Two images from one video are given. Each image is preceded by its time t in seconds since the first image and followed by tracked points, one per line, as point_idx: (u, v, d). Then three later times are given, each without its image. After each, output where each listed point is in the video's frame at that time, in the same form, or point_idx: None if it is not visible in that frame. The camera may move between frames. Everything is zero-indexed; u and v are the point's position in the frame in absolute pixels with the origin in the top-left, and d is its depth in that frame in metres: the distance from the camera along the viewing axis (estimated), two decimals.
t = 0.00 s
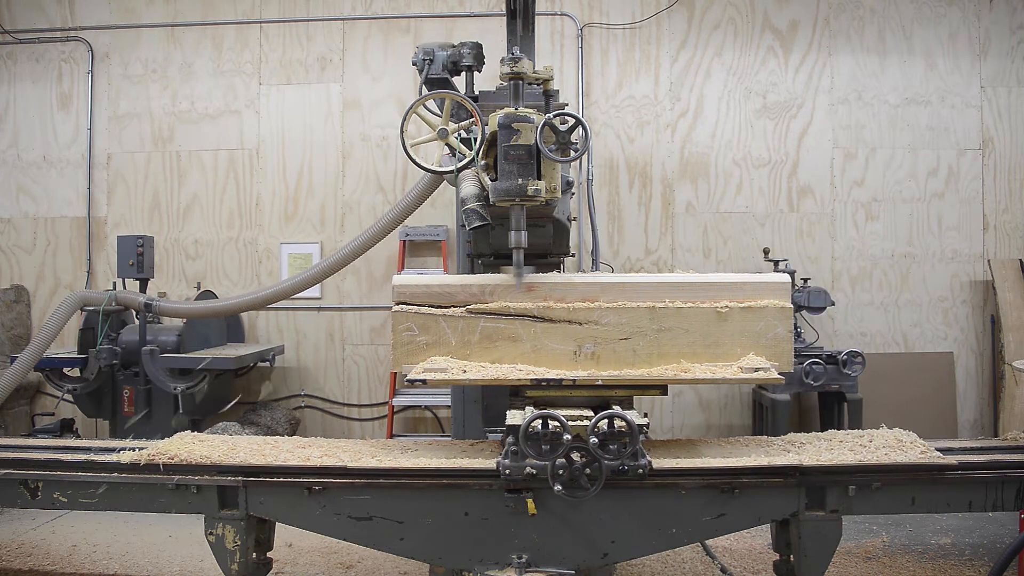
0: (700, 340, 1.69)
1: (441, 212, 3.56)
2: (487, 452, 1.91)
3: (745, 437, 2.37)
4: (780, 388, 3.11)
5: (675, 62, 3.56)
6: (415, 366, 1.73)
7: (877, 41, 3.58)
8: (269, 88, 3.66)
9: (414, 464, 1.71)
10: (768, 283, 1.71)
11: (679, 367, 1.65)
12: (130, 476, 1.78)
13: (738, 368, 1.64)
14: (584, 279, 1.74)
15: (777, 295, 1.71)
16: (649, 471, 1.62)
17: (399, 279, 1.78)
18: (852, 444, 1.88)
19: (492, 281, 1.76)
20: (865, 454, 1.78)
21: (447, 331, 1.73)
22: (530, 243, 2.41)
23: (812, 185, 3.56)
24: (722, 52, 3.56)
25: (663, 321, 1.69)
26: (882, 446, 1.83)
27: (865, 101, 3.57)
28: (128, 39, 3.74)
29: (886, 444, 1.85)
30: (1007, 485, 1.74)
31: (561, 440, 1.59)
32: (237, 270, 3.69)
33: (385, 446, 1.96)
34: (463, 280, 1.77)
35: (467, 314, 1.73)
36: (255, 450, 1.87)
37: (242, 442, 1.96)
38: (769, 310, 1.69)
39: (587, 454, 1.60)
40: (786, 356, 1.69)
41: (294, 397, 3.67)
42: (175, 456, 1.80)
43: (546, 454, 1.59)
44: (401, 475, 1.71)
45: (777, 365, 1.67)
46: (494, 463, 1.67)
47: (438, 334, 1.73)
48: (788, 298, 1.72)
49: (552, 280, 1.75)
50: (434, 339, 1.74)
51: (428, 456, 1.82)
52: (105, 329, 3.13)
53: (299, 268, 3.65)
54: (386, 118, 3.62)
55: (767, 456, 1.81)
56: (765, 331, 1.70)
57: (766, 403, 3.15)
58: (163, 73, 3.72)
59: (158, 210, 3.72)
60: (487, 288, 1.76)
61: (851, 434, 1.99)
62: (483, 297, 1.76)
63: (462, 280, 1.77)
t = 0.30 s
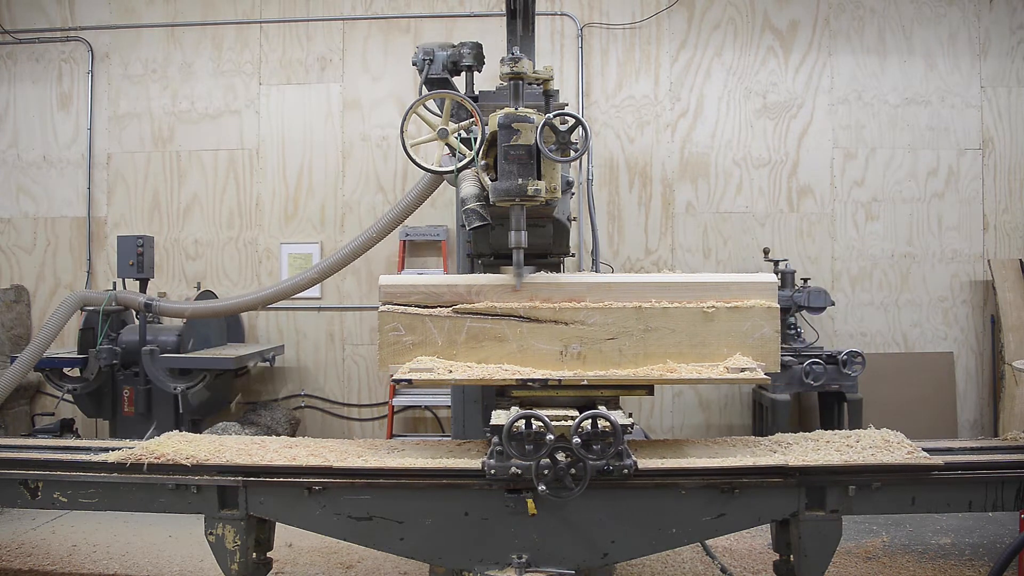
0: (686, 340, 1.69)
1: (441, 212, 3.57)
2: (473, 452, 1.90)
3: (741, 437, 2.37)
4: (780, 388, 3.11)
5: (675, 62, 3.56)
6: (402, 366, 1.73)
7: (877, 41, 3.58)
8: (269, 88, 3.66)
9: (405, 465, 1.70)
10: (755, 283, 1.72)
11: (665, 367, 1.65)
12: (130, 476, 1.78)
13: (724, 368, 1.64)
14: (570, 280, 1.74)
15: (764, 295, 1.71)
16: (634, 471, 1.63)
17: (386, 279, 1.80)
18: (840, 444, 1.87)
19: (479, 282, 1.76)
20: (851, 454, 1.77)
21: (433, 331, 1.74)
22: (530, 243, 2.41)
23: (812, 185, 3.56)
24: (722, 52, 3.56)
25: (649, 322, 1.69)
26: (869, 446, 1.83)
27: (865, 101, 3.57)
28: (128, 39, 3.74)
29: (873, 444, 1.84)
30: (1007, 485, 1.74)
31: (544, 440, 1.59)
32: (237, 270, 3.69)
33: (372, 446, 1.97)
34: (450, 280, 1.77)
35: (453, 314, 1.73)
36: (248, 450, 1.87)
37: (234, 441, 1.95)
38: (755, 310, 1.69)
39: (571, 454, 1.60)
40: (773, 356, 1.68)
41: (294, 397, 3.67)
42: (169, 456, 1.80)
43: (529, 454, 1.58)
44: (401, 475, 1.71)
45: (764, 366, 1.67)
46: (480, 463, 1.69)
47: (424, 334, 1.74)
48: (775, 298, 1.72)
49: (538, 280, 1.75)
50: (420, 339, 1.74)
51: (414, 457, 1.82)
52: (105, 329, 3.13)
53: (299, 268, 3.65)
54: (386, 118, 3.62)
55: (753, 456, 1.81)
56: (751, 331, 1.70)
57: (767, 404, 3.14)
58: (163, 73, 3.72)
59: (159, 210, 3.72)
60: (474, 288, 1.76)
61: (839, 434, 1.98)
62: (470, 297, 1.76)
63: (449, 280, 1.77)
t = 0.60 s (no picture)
0: (673, 340, 1.69)
1: (441, 212, 3.57)
2: (459, 452, 1.90)
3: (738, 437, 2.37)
4: (780, 388, 3.10)
5: (675, 62, 3.56)
6: (388, 366, 1.73)
7: (877, 41, 3.58)
8: (269, 88, 3.66)
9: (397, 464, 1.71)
10: (741, 283, 1.72)
11: (651, 368, 1.65)
12: (131, 475, 1.78)
13: (710, 368, 1.64)
14: (557, 280, 1.74)
15: (750, 295, 1.71)
16: (620, 471, 1.65)
17: (373, 279, 1.79)
18: (826, 445, 1.87)
19: (466, 282, 1.76)
20: (836, 454, 1.77)
21: (420, 331, 1.73)
22: (529, 243, 2.40)
23: (812, 185, 3.56)
24: (722, 52, 3.56)
25: (635, 322, 1.70)
26: (855, 446, 1.82)
27: (865, 101, 3.57)
28: (128, 39, 3.74)
29: (860, 444, 1.84)
30: (1007, 485, 1.74)
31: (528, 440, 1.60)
32: (237, 270, 3.69)
33: (360, 446, 1.97)
34: (436, 280, 1.77)
35: (439, 314, 1.73)
36: (241, 450, 1.87)
37: (226, 442, 1.95)
38: (741, 310, 1.69)
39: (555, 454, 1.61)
40: (759, 356, 1.68)
41: (295, 397, 3.67)
42: (162, 456, 1.80)
43: (514, 454, 1.59)
44: (401, 475, 1.71)
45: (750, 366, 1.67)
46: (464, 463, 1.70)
47: (411, 334, 1.73)
48: (761, 298, 1.72)
49: (525, 281, 1.75)
50: (406, 339, 1.74)
51: (402, 457, 1.82)
52: (105, 329, 3.13)
53: (299, 268, 3.65)
54: (386, 118, 3.62)
55: (740, 456, 1.81)
56: (738, 331, 1.70)
57: (767, 404, 3.14)
58: (163, 73, 3.72)
59: (158, 210, 3.72)
60: (460, 288, 1.76)
61: (825, 435, 1.97)
62: (456, 297, 1.76)
63: (435, 281, 1.77)
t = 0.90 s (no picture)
0: (659, 340, 1.69)
1: (441, 212, 3.57)
2: (446, 451, 1.90)
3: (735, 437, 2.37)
4: (780, 388, 3.11)
5: (675, 62, 3.56)
6: (374, 366, 1.73)
7: (877, 41, 3.58)
8: (269, 88, 3.66)
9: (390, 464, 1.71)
10: (728, 283, 1.72)
11: (637, 368, 1.66)
12: (131, 475, 1.78)
13: (696, 368, 1.64)
14: (543, 279, 1.74)
15: (737, 295, 1.71)
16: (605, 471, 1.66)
17: (359, 279, 1.79)
18: (812, 445, 1.86)
19: (452, 282, 1.76)
20: (823, 455, 1.76)
21: (406, 331, 1.73)
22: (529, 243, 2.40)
23: (812, 185, 3.56)
24: (722, 52, 3.56)
25: (621, 322, 1.70)
26: (842, 447, 1.82)
27: (865, 101, 3.57)
28: (128, 39, 3.74)
29: (847, 444, 1.84)
30: (1007, 485, 1.74)
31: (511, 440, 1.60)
32: (237, 269, 3.69)
33: (347, 446, 1.96)
34: (422, 281, 1.77)
35: (426, 314, 1.73)
36: (232, 450, 1.87)
37: (217, 442, 1.95)
38: (728, 310, 1.69)
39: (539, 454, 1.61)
40: (745, 356, 1.68)
41: (294, 397, 3.67)
42: (152, 456, 1.80)
43: (497, 454, 1.59)
44: (401, 475, 1.71)
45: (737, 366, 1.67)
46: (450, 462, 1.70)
47: (397, 334, 1.73)
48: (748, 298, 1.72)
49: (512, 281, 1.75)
50: (392, 339, 1.74)
51: (386, 457, 1.82)
52: (105, 329, 3.13)
53: (299, 268, 3.65)
54: (386, 118, 3.62)
55: (726, 456, 1.80)
56: (725, 331, 1.70)
57: (767, 404, 3.13)
58: (163, 73, 3.72)
59: (158, 210, 3.72)
60: (446, 288, 1.76)
61: (813, 435, 1.97)
62: (442, 297, 1.76)
63: (422, 281, 1.77)
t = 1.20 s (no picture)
0: (644, 340, 1.69)
1: (441, 212, 3.57)
2: (432, 451, 1.90)
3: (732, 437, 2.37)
4: (780, 388, 3.10)
5: (675, 62, 3.57)
6: (360, 366, 1.73)
7: (877, 41, 3.58)
8: (269, 88, 3.66)
9: (381, 464, 1.72)
10: (715, 283, 1.71)
11: (622, 368, 1.66)
12: (131, 475, 1.78)
13: (682, 368, 1.64)
14: (529, 280, 1.75)
15: (724, 295, 1.71)
16: (590, 471, 1.65)
17: (347, 279, 1.79)
18: (799, 446, 1.86)
19: (438, 282, 1.76)
20: (809, 455, 1.75)
21: (393, 331, 1.74)
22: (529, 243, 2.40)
23: (812, 185, 3.56)
24: (722, 52, 3.56)
25: (607, 322, 1.70)
26: (828, 448, 1.81)
27: (865, 101, 3.57)
28: (127, 39, 3.74)
29: (833, 445, 1.84)
30: (1007, 485, 1.74)
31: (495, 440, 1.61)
32: (237, 269, 3.69)
33: (333, 446, 1.96)
34: (409, 281, 1.77)
35: (412, 314, 1.73)
36: (223, 450, 1.87)
37: (209, 442, 1.96)
38: (714, 310, 1.69)
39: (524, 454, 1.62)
40: (731, 356, 1.68)
41: (294, 397, 3.67)
42: (150, 456, 1.79)
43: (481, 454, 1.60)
44: (401, 475, 1.71)
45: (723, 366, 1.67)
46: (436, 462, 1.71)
47: (384, 334, 1.74)
48: (735, 298, 1.72)
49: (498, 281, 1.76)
50: (379, 339, 1.74)
51: (372, 457, 1.82)
52: (105, 329, 3.13)
53: (299, 268, 3.65)
54: (386, 118, 3.62)
55: (712, 456, 1.81)
56: (711, 331, 1.70)
57: (767, 404, 3.13)
58: (163, 73, 3.72)
59: (158, 210, 3.72)
60: (433, 288, 1.76)
61: (799, 435, 1.97)
62: (429, 297, 1.76)
63: (408, 280, 1.77)
